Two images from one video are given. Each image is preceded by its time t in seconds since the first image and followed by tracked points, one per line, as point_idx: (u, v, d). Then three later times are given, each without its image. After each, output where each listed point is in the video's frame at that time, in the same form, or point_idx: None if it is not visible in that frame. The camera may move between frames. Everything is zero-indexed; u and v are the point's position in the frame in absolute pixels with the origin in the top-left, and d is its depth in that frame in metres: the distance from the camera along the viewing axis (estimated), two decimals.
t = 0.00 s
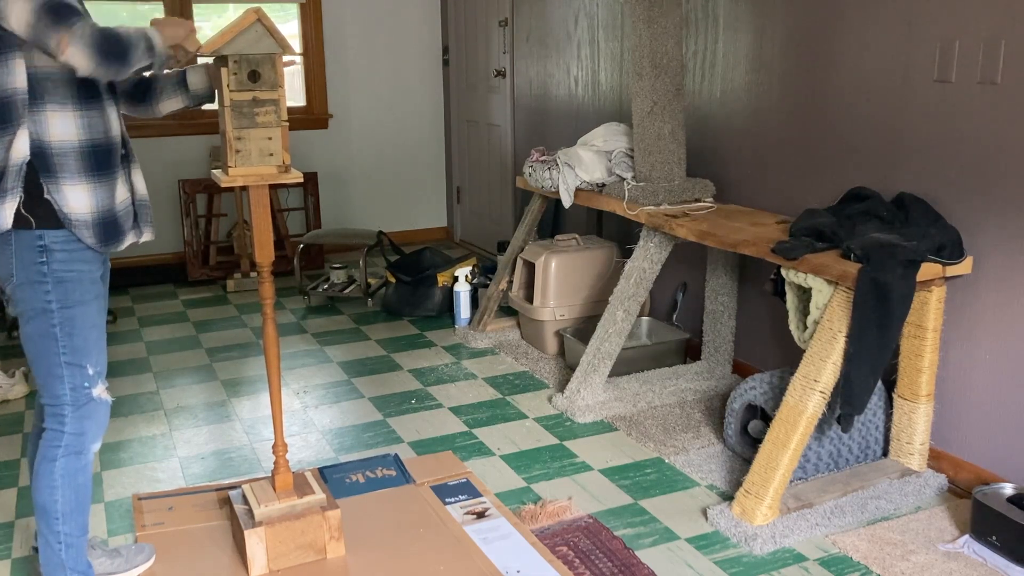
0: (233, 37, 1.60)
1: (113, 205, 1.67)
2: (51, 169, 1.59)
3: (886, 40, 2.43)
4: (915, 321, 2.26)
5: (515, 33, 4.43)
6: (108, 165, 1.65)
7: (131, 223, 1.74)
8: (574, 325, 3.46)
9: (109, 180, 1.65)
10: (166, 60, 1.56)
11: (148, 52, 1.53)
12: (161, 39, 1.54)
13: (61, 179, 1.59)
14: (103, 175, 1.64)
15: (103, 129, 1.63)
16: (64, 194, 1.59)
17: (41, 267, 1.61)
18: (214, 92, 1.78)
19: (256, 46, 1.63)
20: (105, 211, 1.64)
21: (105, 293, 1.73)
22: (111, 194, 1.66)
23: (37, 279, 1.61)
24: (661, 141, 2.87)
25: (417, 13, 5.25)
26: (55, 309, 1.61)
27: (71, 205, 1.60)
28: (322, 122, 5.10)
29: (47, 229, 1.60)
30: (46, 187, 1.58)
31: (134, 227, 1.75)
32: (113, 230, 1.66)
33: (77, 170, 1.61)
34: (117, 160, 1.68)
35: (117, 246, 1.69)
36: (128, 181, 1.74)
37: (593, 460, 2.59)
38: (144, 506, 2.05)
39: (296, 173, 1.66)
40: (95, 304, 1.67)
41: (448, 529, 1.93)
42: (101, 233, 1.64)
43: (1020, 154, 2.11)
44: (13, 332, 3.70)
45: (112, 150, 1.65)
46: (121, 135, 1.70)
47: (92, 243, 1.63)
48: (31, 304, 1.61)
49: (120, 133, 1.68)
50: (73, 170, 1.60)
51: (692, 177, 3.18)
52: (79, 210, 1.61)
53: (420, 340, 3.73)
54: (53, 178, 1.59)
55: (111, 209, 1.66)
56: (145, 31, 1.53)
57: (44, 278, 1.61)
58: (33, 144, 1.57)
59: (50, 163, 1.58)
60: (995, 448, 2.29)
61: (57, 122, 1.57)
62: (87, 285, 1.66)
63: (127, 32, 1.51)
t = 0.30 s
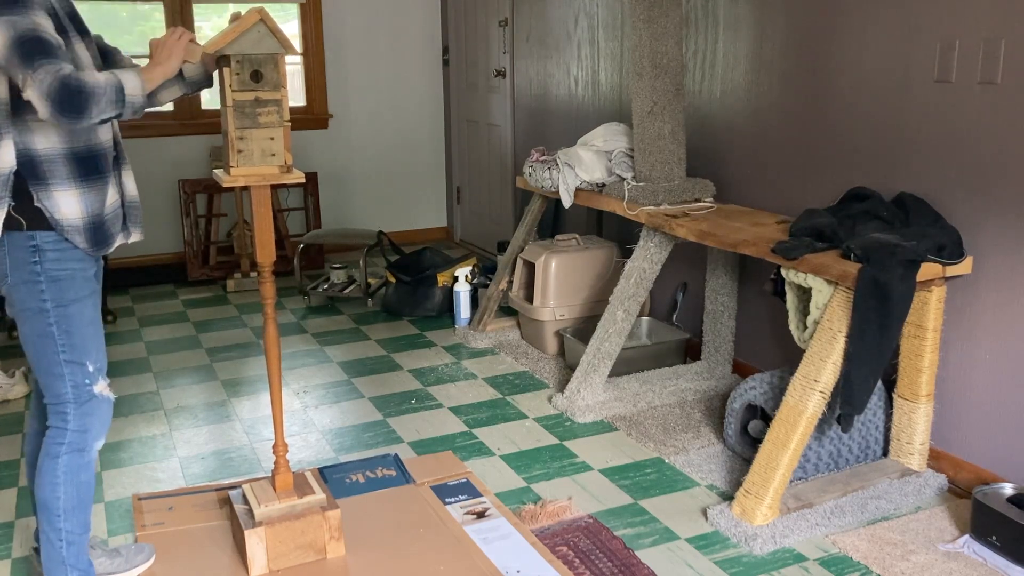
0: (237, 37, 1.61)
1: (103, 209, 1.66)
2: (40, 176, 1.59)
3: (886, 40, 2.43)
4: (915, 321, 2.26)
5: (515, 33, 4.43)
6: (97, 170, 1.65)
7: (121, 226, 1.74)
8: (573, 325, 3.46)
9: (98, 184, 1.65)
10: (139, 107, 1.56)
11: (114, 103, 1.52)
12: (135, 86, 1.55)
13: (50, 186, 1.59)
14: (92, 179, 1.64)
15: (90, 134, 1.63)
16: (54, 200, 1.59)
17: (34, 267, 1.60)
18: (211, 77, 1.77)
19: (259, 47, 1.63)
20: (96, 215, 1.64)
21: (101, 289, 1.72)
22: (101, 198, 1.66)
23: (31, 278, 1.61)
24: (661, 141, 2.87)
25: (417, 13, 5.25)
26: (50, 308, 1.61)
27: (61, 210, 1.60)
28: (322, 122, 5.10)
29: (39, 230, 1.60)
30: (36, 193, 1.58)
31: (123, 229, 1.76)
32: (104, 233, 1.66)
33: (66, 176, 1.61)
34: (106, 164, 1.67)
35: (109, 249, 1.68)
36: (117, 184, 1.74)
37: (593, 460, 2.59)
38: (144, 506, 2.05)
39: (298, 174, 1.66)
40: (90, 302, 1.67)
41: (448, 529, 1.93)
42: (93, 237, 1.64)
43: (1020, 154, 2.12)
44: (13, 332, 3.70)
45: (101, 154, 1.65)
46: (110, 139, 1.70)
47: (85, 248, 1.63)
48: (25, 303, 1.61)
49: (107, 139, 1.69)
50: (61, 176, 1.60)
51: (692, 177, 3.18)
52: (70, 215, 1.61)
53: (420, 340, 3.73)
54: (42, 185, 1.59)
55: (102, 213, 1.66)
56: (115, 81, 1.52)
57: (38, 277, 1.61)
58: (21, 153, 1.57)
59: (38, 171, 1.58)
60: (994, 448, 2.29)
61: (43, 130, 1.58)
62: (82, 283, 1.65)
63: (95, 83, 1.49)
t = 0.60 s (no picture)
0: (234, 36, 1.61)
1: (96, 208, 1.67)
2: (34, 174, 1.59)
3: (886, 40, 2.43)
4: (915, 321, 2.26)
5: (515, 33, 4.43)
6: (91, 170, 1.66)
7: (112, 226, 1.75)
8: (573, 325, 3.46)
9: (91, 184, 1.66)
10: (156, 92, 1.63)
11: (144, 89, 1.59)
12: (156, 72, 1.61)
13: (45, 184, 1.60)
14: (85, 179, 1.65)
15: (84, 134, 1.64)
16: (48, 198, 1.60)
17: (25, 265, 1.60)
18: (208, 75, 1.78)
19: (256, 46, 1.63)
20: (89, 214, 1.65)
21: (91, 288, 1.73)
22: (94, 198, 1.67)
23: (22, 277, 1.60)
24: (661, 141, 2.87)
25: (417, 13, 5.25)
26: (43, 306, 1.61)
27: (55, 209, 1.60)
28: (322, 122, 5.10)
29: (32, 228, 1.60)
30: (31, 191, 1.58)
31: (114, 229, 1.77)
32: (96, 232, 1.67)
33: (60, 175, 1.61)
34: (99, 164, 1.68)
35: (100, 249, 1.70)
36: (109, 184, 1.75)
37: (593, 460, 2.59)
38: (144, 506, 2.05)
39: (296, 173, 1.66)
40: (81, 300, 1.67)
41: (448, 529, 1.93)
42: (85, 237, 1.65)
43: (1020, 154, 2.11)
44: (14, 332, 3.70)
45: (94, 154, 1.66)
46: (104, 139, 1.71)
47: (77, 247, 1.64)
48: (16, 301, 1.61)
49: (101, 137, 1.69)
50: (56, 175, 1.61)
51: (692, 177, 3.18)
52: (63, 214, 1.61)
53: (420, 340, 3.73)
54: (37, 183, 1.59)
55: (94, 212, 1.66)
56: (141, 67, 1.58)
57: (29, 275, 1.61)
58: (17, 150, 1.57)
59: (34, 169, 1.59)
60: (994, 448, 2.29)
61: (38, 128, 1.58)
62: (73, 281, 1.66)
63: (127, 70, 1.56)
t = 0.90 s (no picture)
0: (236, 37, 1.61)
1: (90, 209, 1.67)
2: (28, 174, 1.59)
3: (886, 40, 2.43)
4: (915, 321, 2.26)
5: (515, 33, 4.43)
6: (86, 171, 1.66)
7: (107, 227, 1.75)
8: (574, 325, 3.46)
9: (86, 185, 1.66)
10: (133, 105, 1.58)
11: (109, 101, 1.54)
12: (128, 85, 1.56)
13: (38, 184, 1.60)
14: (80, 179, 1.65)
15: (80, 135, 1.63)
16: (41, 198, 1.60)
17: (22, 264, 1.60)
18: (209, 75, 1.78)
19: (258, 47, 1.63)
20: (83, 215, 1.65)
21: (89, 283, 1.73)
22: (88, 199, 1.67)
23: (20, 278, 1.60)
24: (661, 140, 2.87)
25: (417, 13, 5.25)
26: (43, 304, 1.62)
27: (47, 209, 1.60)
28: (322, 122, 5.10)
29: (27, 228, 1.60)
30: (23, 192, 1.59)
31: (109, 229, 1.76)
32: (90, 233, 1.67)
33: (54, 176, 1.61)
34: (95, 165, 1.67)
35: (95, 249, 1.70)
36: (105, 184, 1.74)
37: (593, 460, 2.59)
38: (144, 506, 2.05)
39: (297, 174, 1.66)
40: (81, 294, 1.68)
41: (448, 529, 1.93)
42: (79, 237, 1.65)
43: (1019, 154, 2.12)
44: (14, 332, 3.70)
45: (89, 156, 1.65)
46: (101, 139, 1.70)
47: (71, 247, 1.64)
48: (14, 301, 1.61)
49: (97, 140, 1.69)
50: (50, 175, 1.61)
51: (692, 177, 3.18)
52: (56, 214, 1.61)
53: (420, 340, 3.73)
54: (30, 183, 1.60)
55: (88, 213, 1.66)
56: (110, 78, 1.54)
57: (27, 274, 1.61)
58: (10, 151, 1.58)
59: (26, 169, 1.59)
60: (994, 448, 2.30)
61: (32, 129, 1.58)
62: (71, 276, 1.66)
63: (87, 81, 1.51)
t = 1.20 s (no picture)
0: (233, 36, 1.61)
1: (91, 210, 1.68)
2: (30, 177, 1.60)
3: (886, 40, 2.43)
4: (915, 321, 2.25)
5: (515, 33, 4.43)
6: (86, 172, 1.66)
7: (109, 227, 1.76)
8: (574, 325, 3.45)
9: (86, 186, 1.67)
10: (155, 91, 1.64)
11: (138, 90, 1.60)
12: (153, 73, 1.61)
13: (41, 188, 1.60)
14: (81, 181, 1.66)
15: (80, 137, 1.64)
16: (44, 201, 1.60)
17: (27, 271, 1.62)
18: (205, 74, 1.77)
19: (255, 46, 1.63)
20: (85, 217, 1.66)
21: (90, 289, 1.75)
22: (89, 199, 1.67)
23: (24, 283, 1.62)
24: (661, 140, 2.87)
25: (417, 13, 5.25)
26: (42, 313, 1.64)
27: (52, 213, 1.61)
28: (322, 122, 5.10)
29: (30, 233, 1.61)
30: (26, 195, 1.59)
31: (111, 230, 1.77)
32: (92, 235, 1.68)
33: (56, 179, 1.62)
34: (94, 166, 1.68)
35: (98, 250, 1.71)
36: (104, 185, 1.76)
37: (593, 460, 2.59)
38: (144, 506, 2.05)
39: (296, 173, 1.66)
40: (81, 304, 1.70)
41: (448, 529, 1.93)
42: (82, 239, 1.66)
43: (1019, 154, 2.11)
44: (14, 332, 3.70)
45: (89, 157, 1.66)
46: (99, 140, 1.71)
47: (76, 250, 1.65)
48: (17, 307, 1.63)
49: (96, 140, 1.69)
50: (51, 178, 1.61)
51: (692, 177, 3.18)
52: (60, 218, 1.62)
53: (420, 340, 3.73)
54: (33, 187, 1.60)
55: (90, 214, 1.67)
56: (136, 68, 1.59)
57: (32, 282, 1.63)
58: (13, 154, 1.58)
59: (29, 172, 1.59)
60: (994, 448, 2.30)
61: (33, 132, 1.58)
62: (73, 285, 1.68)
63: (120, 72, 1.56)
